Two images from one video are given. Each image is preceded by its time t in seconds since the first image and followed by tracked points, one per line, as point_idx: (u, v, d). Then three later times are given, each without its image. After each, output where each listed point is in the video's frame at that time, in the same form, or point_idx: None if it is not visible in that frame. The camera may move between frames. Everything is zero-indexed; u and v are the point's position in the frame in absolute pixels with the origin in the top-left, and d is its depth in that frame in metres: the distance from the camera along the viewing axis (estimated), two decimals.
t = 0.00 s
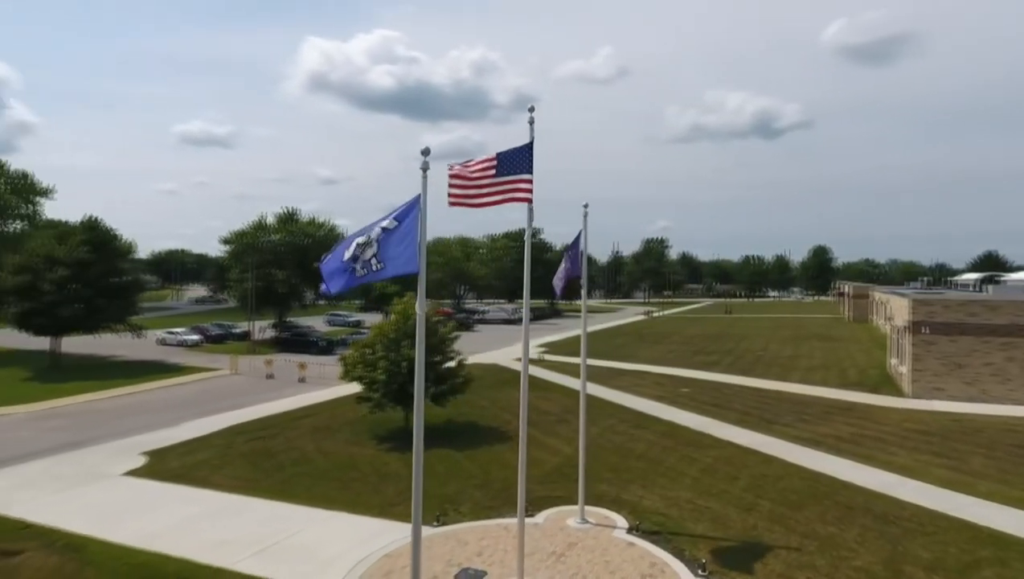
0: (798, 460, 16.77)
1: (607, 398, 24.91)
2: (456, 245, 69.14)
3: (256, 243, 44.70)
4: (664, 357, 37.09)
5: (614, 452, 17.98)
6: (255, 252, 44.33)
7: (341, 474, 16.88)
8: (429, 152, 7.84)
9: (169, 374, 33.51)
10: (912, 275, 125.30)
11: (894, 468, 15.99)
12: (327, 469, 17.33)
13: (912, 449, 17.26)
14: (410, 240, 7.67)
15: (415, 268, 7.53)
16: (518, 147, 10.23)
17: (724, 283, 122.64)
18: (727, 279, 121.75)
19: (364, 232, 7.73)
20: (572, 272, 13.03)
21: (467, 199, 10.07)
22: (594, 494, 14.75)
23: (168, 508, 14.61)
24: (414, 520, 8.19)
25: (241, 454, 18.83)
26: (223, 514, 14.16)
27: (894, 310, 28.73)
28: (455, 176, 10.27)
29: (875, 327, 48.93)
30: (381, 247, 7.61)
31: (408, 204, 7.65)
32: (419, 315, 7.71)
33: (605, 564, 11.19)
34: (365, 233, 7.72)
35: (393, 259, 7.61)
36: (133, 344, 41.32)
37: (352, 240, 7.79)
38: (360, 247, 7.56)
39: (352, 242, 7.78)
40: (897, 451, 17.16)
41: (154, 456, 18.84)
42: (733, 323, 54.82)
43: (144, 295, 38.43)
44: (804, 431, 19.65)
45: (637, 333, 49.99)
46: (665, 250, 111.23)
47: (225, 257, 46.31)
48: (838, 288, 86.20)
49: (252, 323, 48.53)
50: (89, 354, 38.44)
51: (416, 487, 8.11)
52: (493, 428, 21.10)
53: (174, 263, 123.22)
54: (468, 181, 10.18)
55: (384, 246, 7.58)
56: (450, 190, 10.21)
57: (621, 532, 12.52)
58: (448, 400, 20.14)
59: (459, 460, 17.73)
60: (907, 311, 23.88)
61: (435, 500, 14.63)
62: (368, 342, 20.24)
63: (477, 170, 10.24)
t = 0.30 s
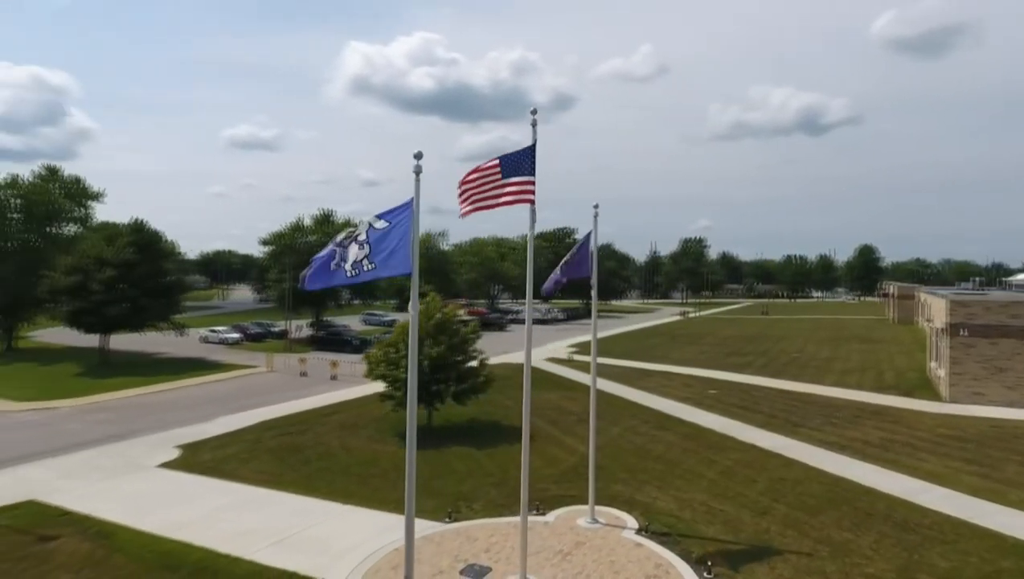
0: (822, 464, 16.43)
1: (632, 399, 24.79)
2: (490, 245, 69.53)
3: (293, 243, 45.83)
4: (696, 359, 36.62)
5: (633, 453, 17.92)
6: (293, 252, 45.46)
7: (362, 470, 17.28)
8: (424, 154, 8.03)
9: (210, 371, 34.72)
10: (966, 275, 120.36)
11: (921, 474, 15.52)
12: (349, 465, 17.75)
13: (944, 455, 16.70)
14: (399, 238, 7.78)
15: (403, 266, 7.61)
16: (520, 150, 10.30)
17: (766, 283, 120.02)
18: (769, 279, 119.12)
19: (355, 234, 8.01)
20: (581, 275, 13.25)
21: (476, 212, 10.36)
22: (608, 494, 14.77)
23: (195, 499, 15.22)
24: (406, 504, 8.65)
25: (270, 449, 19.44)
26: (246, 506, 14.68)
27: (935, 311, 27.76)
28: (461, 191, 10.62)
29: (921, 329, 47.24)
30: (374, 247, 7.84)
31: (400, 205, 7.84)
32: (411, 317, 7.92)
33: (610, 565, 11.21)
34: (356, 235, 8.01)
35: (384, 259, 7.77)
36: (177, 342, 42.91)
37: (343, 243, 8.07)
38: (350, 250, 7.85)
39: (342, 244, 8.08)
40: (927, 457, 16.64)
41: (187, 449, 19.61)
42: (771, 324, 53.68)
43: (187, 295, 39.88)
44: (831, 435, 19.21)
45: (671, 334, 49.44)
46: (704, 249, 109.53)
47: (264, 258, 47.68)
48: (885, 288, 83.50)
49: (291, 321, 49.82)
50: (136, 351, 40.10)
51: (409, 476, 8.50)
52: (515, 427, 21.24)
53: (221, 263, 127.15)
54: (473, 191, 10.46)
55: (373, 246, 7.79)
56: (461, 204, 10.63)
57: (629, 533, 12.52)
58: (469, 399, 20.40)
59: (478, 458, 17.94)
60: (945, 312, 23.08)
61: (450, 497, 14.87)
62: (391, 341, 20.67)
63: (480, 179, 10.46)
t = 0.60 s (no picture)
0: (845, 469, 16.05)
1: (656, 400, 24.61)
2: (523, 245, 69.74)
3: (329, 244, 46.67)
4: (728, 360, 36.05)
5: (651, 454, 17.83)
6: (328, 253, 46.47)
7: (382, 466, 17.62)
8: (417, 157, 8.14)
9: (247, 368, 35.78)
10: None
11: (948, 480, 15.05)
12: (369, 461, 18.15)
13: (974, 461, 16.15)
14: (395, 241, 7.94)
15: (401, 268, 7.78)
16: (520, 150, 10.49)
17: (809, 284, 117.11)
18: (812, 279, 116.21)
19: (351, 239, 8.13)
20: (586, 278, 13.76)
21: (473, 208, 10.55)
22: (620, 494, 14.75)
23: (220, 491, 15.79)
24: (401, 493, 8.73)
25: (296, 444, 19.97)
26: (266, 497, 15.18)
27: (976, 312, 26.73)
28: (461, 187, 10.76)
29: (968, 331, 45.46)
30: (371, 250, 8.00)
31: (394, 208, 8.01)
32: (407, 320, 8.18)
33: (614, 564, 11.22)
34: (352, 239, 8.14)
35: (381, 262, 7.92)
36: (218, 340, 44.32)
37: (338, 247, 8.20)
38: (350, 255, 7.99)
39: (339, 249, 8.19)
40: (956, 463, 16.11)
41: (218, 443, 20.32)
42: (809, 325, 52.42)
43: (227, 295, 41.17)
44: (858, 439, 18.75)
45: (705, 335, 48.79)
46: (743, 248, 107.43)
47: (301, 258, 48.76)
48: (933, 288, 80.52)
49: (327, 320, 50.91)
50: (179, 348, 41.59)
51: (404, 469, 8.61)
52: (536, 425, 21.35)
53: (264, 263, 130.69)
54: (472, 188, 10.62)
55: (370, 250, 7.94)
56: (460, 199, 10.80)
57: (637, 533, 12.50)
58: (489, 397, 20.62)
59: (496, 456, 18.12)
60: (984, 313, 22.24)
61: (464, 494, 15.06)
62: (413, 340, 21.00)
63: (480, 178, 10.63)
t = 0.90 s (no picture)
0: (870, 474, 15.61)
1: (683, 402, 24.33)
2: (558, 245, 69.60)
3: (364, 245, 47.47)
4: (761, 362, 35.34)
5: (671, 456, 17.69)
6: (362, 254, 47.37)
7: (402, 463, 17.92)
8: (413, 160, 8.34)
9: (283, 365, 36.76)
10: None
11: (979, 488, 14.51)
12: (390, 458, 18.47)
13: (1009, 469, 15.52)
14: (389, 242, 8.18)
15: (391, 265, 7.98)
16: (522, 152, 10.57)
17: (855, 284, 113.41)
18: (859, 279, 112.50)
19: (349, 240, 8.43)
20: (597, 278, 13.74)
21: (476, 208, 10.66)
22: (634, 495, 14.70)
23: (245, 484, 16.34)
24: (397, 485, 8.72)
25: (322, 440, 20.47)
26: (288, 490, 15.64)
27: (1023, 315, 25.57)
28: (465, 190, 10.88)
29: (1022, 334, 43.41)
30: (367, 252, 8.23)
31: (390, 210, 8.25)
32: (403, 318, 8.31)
33: (620, 564, 11.22)
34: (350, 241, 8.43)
35: (376, 261, 8.13)
36: (258, 338, 45.63)
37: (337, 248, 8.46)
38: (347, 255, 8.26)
39: (337, 250, 8.47)
40: (989, 471, 15.51)
41: (248, 437, 20.99)
42: (851, 327, 50.87)
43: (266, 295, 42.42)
44: (888, 444, 18.21)
45: (741, 336, 47.90)
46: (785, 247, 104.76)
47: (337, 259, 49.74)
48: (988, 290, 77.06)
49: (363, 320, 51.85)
50: (220, 346, 43.00)
51: (399, 465, 8.62)
52: (558, 425, 21.39)
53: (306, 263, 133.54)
54: (477, 190, 10.76)
55: (366, 249, 8.17)
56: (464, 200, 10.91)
57: (646, 534, 12.47)
58: (511, 396, 20.78)
59: (515, 455, 18.23)
60: None
61: (478, 491, 15.23)
62: (436, 339, 21.29)
63: (484, 180, 10.79)
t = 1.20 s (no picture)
0: (895, 480, 15.20)
1: (709, 404, 24.03)
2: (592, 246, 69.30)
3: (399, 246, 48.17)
4: (796, 364, 34.55)
5: (690, 458, 17.53)
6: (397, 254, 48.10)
7: (423, 460, 18.23)
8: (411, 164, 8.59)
9: (318, 363, 37.69)
10: None
11: (1010, 497, 13.98)
12: (412, 454, 18.82)
13: None
14: (390, 244, 8.46)
15: (390, 268, 8.27)
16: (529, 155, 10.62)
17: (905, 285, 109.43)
18: (908, 279, 108.54)
19: (347, 239, 8.63)
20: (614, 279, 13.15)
21: (484, 214, 10.76)
22: (648, 496, 14.65)
23: (270, 477, 16.88)
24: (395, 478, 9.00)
25: (348, 436, 20.97)
26: (310, 484, 16.12)
27: None
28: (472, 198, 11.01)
29: None
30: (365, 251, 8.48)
31: (389, 212, 8.51)
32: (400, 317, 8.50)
33: (626, 564, 11.23)
34: (348, 240, 8.64)
35: (375, 263, 8.39)
36: (296, 337, 46.85)
37: (336, 246, 8.67)
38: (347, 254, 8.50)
39: (336, 248, 8.67)
40: None
41: (278, 432, 21.65)
42: (895, 329, 49.21)
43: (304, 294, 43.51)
44: (918, 449, 17.67)
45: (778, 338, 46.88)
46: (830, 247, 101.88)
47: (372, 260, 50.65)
48: None
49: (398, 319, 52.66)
50: (260, 344, 44.32)
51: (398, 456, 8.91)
52: (581, 425, 21.40)
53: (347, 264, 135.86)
54: (485, 195, 10.86)
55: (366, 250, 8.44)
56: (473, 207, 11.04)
57: (656, 535, 12.43)
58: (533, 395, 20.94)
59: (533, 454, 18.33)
60: None
61: (493, 489, 15.40)
62: (459, 338, 21.57)
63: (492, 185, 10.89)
